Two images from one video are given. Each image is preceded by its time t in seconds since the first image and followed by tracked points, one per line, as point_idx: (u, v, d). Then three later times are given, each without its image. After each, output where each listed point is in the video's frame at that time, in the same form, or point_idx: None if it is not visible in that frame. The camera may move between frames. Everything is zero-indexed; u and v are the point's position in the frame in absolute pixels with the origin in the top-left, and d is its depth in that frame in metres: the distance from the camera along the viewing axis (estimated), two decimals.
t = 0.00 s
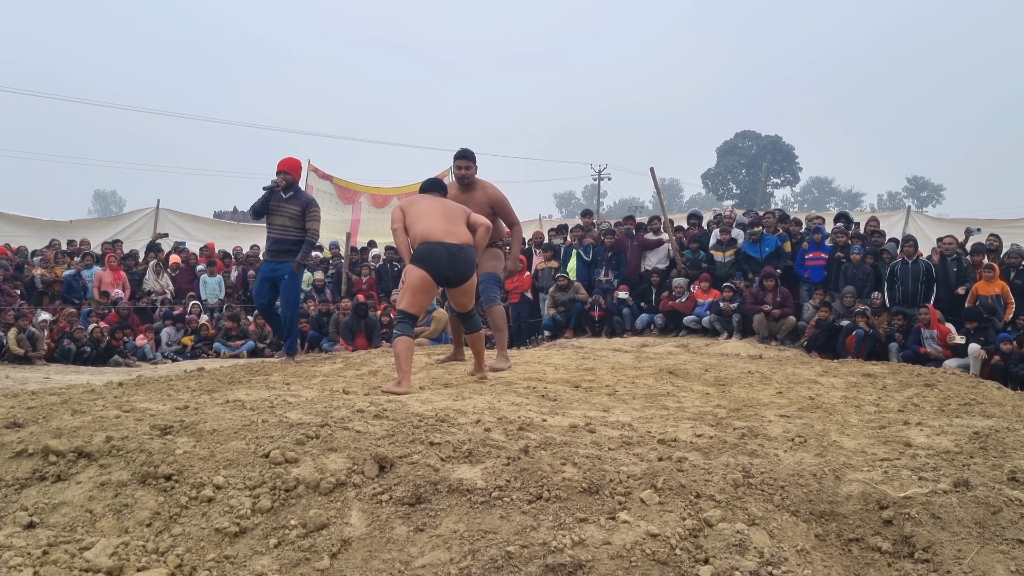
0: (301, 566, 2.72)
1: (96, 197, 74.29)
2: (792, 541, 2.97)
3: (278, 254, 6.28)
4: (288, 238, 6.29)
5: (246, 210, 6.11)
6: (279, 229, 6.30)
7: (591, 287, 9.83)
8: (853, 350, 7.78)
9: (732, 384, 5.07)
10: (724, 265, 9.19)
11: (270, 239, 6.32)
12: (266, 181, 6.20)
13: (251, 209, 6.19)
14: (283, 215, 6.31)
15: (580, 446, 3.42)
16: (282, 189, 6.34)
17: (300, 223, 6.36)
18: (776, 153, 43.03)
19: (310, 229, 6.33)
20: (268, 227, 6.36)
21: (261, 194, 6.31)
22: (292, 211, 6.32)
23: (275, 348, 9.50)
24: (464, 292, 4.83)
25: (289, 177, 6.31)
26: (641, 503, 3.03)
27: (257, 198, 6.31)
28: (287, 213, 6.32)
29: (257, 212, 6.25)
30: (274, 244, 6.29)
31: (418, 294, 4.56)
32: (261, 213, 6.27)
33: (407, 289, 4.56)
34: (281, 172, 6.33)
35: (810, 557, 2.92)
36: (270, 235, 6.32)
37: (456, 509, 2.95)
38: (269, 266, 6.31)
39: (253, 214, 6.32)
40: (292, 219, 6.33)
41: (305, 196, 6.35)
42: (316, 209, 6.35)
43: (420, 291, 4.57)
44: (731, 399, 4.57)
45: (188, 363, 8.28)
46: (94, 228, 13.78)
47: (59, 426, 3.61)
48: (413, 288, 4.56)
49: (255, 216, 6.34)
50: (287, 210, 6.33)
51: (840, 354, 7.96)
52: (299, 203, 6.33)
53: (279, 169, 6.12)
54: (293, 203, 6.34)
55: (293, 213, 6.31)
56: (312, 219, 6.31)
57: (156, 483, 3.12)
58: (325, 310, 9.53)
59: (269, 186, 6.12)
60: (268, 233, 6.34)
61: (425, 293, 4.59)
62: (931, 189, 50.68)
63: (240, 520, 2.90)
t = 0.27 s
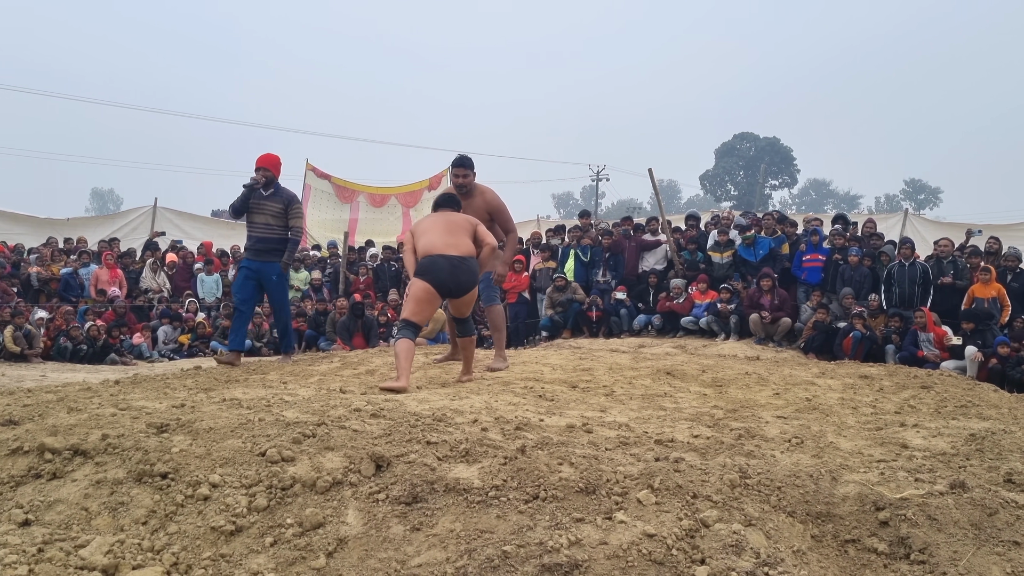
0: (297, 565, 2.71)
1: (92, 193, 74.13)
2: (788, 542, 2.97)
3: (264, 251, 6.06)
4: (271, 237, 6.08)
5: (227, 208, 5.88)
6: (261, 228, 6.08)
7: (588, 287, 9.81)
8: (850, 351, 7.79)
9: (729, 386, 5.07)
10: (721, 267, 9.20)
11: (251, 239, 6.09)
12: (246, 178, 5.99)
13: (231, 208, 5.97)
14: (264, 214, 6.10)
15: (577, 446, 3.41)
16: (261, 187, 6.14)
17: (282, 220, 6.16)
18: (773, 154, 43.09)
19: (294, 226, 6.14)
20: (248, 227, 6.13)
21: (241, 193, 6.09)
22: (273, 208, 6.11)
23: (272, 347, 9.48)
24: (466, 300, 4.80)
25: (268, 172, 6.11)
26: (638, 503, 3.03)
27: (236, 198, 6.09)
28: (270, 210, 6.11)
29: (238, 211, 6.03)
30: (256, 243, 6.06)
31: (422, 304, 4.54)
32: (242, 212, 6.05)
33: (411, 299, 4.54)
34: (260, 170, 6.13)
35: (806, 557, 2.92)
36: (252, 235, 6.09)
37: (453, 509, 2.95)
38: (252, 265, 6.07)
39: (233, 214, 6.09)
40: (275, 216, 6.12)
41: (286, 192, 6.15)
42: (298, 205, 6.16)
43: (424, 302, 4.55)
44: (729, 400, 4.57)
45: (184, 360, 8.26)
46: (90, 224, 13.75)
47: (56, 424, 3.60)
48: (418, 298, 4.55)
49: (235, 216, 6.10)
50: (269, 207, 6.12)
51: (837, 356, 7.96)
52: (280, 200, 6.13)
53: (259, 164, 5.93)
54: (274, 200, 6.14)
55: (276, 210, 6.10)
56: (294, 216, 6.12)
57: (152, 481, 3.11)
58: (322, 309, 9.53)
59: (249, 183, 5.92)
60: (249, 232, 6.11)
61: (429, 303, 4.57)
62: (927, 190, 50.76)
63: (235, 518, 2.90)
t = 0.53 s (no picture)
0: (294, 564, 2.72)
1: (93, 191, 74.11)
2: (784, 545, 2.97)
3: (237, 253, 5.98)
4: (248, 237, 6.00)
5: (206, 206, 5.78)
6: (238, 228, 5.99)
7: (586, 289, 9.82)
8: (849, 354, 7.80)
9: (727, 388, 5.07)
10: (720, 270, 9.21)
11: (227, 238, 5.98)
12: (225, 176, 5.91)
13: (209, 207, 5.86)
14: (241, 214, 6.02)
15: (574, 448, 3.42)
16: (236, 187, 6.06)
17: (259, 219, 6.09)
18: (774, 157, 43.10)
19: (271, 226, 6.08)
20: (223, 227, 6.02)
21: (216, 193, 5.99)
22: (250, 208, 6.04)
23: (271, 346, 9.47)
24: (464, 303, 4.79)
25: (243, 171, 6.05)
26: (635, 505, 3.04)
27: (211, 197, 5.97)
28: (247, 209, 6.04)
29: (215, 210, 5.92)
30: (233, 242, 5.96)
31: (422, 307, 4.53)
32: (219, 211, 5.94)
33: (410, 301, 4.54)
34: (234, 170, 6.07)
35: (803, 560, 2.93)
36: (228, 235, 5.98)
37: (450, 509, 2.95)
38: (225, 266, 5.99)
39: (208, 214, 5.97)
40: (252, 215, 6.05)
41: (262, 191, 6.11)
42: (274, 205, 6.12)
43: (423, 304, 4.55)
44: (727, 403, 4.57)
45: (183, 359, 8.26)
46: (90, 223, 13.76)
47: (54, 422, 3.60)
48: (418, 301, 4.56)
49: (210, 216, 5.97)
50: (246, 205, 6.05)
51: (836, 359, 7.97)
52: (257, 199, 6.07)
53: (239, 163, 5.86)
54: (250, 199, 6.07)
55: (253, 209, 6.04)
56: (271, 215, 6.08)
57: (150, 480, 3.12)
58: (321, 309, 9.54)
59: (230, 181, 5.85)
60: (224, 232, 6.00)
61: (429, 306, 4.58)
62: (927, 195, 50.75)
63: (233, 518, 2.90)
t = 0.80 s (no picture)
0: (295, 568, 2.72)
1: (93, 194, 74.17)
2: (786, 548, 2.97)
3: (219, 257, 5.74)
4: (231, 239, 5.75)
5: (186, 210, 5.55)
6: (221, 229, 5.74)
7: (587, 291, 9.84)
8: (849, 357, 7.81)
9: (728, 391, 5.07)
10: (720, 272, 9.20)
11: (209, 240, 5.75)
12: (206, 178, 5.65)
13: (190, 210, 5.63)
14: (224, 214, 5.77)
15: (575, 451, 3.41)
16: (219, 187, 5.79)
17: (243, 220, 5.83)
18: (774, 160, 43.11)
19: (255, 227, 5.82)
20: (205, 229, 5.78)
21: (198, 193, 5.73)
22: (233, 209, 5.78)
23: (271, 350, 9.47)
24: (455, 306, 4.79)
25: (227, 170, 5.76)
26: (636, 508, 3.03)
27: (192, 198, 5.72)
28: (230, 210, 5.78)
29: (196, 213, 5.67)
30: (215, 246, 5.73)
31: (409, 311, 4.64)
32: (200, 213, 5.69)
33: (398, 305, 4.64)
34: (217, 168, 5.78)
35: (804, 564, 2.93)
36: (210, 237, 5.74)
37: (450, 513, 2.95)
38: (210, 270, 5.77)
39: (189, 215, 5.74)
40: (236, 217, 5.79)
41: (247, 191, 5.84)
42: (259, 205, 5.84)
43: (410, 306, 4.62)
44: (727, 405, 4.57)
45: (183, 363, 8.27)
46: (91, 226, 13.77)
47: (54, 425, 3.60)
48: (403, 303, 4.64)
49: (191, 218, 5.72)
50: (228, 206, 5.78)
51: (836, 362, 7.97)
52: (240, 199, 5.80)
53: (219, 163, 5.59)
54: (234, 199, 5.80)
55: (237, 210, 5.77)
56: (256, 216, 5.81)
57: (150, 483, 3.12)
58: (321, 312, 9.54)
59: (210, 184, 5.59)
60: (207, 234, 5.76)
61: (416, 308, 4.67)
62: (928, 198, 50.74)
63: (234, 521, 2.90)
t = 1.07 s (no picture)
0: (298, 572, 2.71)
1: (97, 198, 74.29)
2: (790, 552, 2.96)
3: (204, 262, 5.65)
4: (217, 244, 5.66)
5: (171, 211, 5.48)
6: (208, 234, 5.66)
7: (590, 295, 9.81)
8: (853, 360, 7.81)
9: (732, 394, 5.06)
10: (723, 275, 9.19)
11: (195, 244, 5.66)
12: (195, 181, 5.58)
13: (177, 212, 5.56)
14: (213, 219, 5.70)
15: (578, 455, 3.41)
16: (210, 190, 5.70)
17: (231, 226, 5.75)
18: (777, 163, 43.08)
19: (243, 233, 5.72)
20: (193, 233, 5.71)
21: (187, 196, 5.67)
22: (222, 214, 5.70)
23: (274, 354, 9.47)
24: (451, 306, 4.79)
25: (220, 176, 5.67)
26: (640, 511, 3.03)
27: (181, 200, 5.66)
28: (219, 216, 5.70)
29: (183, 215, 5.61)
30: (199, 250, 5.64)
31: (406, 311, 4.59)
32: (188, 216, 5.62)
33: (394, 305, 4.60)
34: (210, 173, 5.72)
35: (807, 567, 2.92)
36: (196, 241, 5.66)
37: (454, 517, 2.95)
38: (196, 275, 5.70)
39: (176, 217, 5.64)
40: (224, 222, 5.72)
41: (238, 196, 5.75)
42: (249, 212, 5.75)
43: (407, 307, 4.60)
44: (730, 409, 4.56)
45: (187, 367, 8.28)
46: (95, 231, 13.80)
47: (58, 430, 3.61)
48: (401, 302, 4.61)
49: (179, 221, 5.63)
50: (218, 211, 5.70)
51: (840, 365, 7.98)
52: (231, 205, 5.72)
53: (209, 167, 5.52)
54: (223, 204, 5.72)
55: (226, 215, 5.69)
56: (245, 222, 5.71)
57: (154, 488, 3.12)
58: (324, 316, 9.53)
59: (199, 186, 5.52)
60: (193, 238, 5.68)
61: (413, 309, 4.62)
62: (931, 200, 50.65)
63: (238, 525, 2.90)
